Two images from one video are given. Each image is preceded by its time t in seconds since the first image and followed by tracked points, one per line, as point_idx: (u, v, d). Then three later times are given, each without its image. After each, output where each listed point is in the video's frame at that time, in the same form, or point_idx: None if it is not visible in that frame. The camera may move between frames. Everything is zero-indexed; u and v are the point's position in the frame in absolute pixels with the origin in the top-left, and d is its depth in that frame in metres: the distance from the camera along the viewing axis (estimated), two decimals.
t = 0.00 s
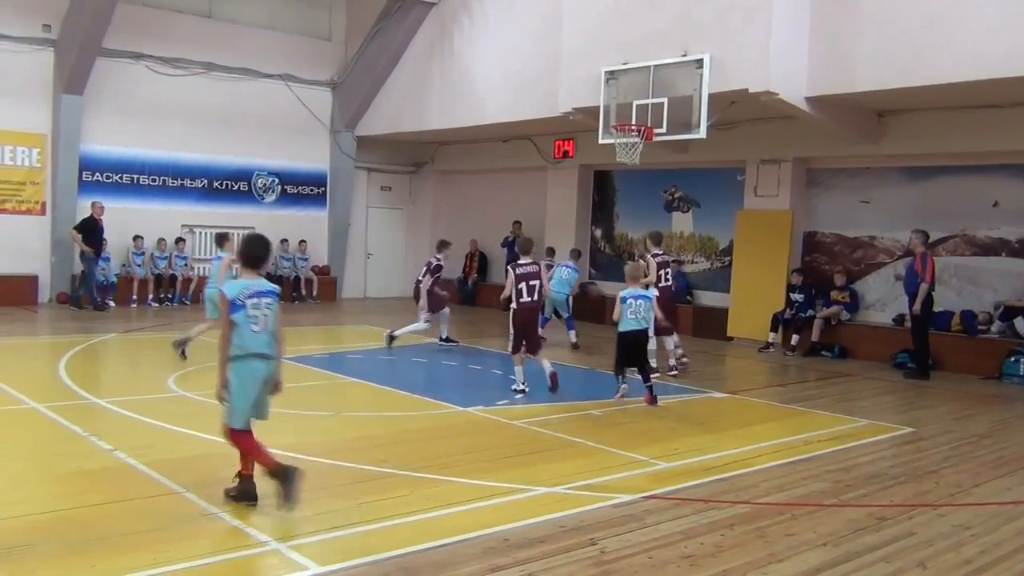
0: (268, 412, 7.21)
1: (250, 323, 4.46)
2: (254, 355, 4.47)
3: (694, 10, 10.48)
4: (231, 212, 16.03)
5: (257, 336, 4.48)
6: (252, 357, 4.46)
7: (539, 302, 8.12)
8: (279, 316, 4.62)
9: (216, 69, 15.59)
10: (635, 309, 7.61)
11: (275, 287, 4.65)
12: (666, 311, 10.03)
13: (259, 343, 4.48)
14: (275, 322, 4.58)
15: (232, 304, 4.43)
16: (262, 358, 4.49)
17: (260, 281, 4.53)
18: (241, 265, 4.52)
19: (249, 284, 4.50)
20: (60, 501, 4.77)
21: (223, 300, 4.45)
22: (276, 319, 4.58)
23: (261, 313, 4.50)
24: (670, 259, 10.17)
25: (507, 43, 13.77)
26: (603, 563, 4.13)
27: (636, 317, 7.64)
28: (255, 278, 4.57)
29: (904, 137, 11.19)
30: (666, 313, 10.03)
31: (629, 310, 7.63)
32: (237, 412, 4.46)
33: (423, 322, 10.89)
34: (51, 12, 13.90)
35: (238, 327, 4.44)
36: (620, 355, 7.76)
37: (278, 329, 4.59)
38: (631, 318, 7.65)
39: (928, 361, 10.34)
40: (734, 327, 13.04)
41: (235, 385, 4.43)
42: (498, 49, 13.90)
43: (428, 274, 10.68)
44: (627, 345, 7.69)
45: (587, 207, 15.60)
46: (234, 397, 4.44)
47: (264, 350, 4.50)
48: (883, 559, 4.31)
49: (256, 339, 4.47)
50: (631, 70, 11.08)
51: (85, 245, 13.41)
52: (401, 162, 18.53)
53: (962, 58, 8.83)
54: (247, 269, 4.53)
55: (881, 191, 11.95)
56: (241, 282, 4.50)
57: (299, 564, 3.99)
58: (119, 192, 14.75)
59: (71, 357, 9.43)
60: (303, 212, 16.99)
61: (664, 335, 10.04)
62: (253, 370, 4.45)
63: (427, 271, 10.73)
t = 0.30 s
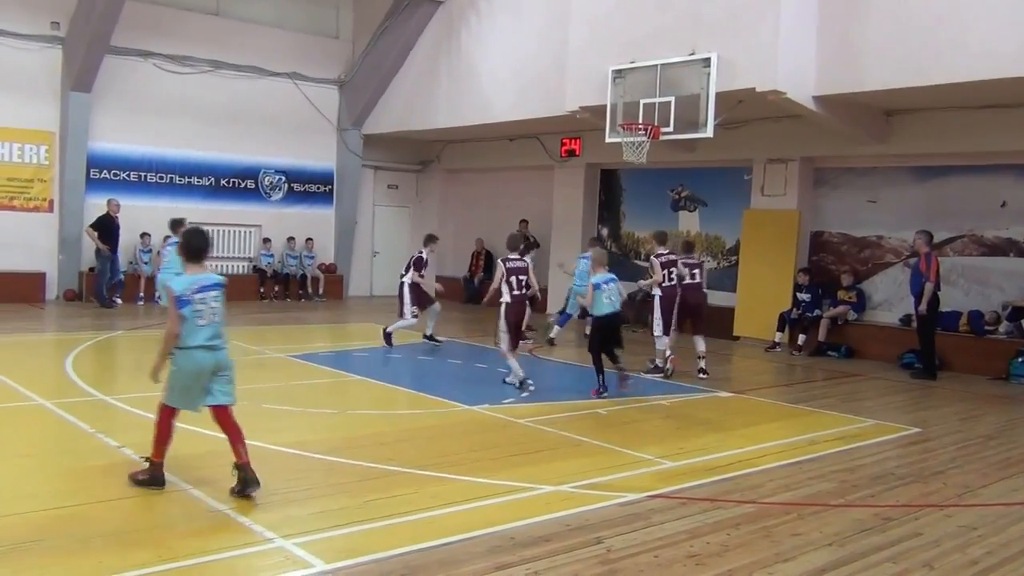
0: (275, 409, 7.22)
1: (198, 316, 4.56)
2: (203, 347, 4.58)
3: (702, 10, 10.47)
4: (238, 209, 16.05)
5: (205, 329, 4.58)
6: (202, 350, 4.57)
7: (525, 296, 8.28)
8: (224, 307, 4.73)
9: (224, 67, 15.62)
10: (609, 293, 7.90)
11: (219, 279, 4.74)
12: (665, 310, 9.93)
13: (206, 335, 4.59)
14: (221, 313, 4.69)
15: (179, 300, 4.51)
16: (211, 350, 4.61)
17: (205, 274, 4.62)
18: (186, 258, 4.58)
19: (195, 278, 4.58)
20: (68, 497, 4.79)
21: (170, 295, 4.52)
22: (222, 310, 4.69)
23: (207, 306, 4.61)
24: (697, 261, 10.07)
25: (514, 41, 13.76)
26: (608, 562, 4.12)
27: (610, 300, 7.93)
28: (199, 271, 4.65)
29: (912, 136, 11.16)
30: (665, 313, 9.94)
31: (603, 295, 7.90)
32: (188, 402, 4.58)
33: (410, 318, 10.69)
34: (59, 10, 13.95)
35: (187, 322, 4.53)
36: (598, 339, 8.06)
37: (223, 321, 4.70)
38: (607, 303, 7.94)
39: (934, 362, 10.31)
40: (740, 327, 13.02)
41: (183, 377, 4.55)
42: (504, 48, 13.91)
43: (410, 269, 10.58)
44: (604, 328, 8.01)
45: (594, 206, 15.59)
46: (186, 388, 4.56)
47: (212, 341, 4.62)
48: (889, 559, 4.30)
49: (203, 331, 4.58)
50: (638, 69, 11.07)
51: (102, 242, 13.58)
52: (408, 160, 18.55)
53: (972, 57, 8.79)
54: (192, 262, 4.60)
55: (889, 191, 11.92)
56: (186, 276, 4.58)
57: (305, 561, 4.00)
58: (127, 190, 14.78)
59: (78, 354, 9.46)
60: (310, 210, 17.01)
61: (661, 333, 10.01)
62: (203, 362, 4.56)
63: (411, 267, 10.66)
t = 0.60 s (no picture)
0: (279, 406, 7.24)
1: (147, 299, 4.77)
2: (150, 330, 4.77)
3: (708, 7, 10.44)
4: (243, 206, 16.08)
5: (153, 313, 4.78)
6: (148, 332, 4.77)
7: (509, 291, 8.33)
8: (179, 294, 4.93)
9: (229, 64, 15.63)
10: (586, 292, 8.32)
11: (177, 267, 4.95)
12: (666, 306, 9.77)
13: (154, 319, 4.79)
14: (173, 299, 4.89)
15: (129, 282, 4.75)
16: (159, 332, 4.80)
17: (159, 261, 4.85)
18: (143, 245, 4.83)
19: (148, 263, 4.81)
20: (73, 494, 4.81)
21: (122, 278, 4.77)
22: (173, 296, 4.88)
23: (158, 290, 4.81)
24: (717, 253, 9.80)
25: (519, 38, 13.75)
26: (613, 559, 4.12)
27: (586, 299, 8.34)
28: (156, 257, 4.88)
29: (919, 134, 11.12)
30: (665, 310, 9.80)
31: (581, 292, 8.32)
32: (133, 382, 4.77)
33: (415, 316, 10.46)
34: (65, 8, 13.97)
35: (135, 304, 4.76)
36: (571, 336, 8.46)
37: (175, 306, 4.90)
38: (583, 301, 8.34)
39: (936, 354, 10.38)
40: (746, 325, 13.00)
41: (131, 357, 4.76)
42: (509, 45, 13.90)
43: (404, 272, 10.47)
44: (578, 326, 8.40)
45: (599, 204, 15.57)
46: (132, 368, 4.76)
47: (161, 325, 4.81)
48: (894, 558, 4.29)
49: (151, 314, 4.78)
50: (643, 67, 11.06)
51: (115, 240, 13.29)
52: (412, 157, 18.56)
53: (979, 55, 8.76)
54: (148, 249, 4.84)
55: (895, 188, 11.89)
56: (140, 261, 4.82)
57: (309, 558, 4.00)
58: (133, 187, 14.81)
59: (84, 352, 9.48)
60: (315, 207, 17.03)
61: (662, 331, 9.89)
62: (149, 344, 4.75)
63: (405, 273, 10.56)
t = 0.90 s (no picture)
0: (281, 404, 7.24)
1: (109, 301, 4.95)
2: (110, 330, 4.96)
3: (711, 3, 10.42)
4: (245, 204, 16.08)
5: (114, 314, 4.96)
6: (107, 331, 4.95)
7: (490, 284, 8.34)
8: (141, 297, 5.10)
9: (231, 62, 15.64)
10: (564, 283, 8.39)
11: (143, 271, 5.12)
12: (667, 302, 9.91)
13: (115, 320, 4.97)
14: (135, 301, 5.06)
15: (93, 283, 4.92)
16: (117, 333, 4.98)
17: (125, 264, 5.03)
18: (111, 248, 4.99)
19: (113, 265, 4.99)
20: (75, 491, 4.81)
21: (86, 279, 4.94)
22: (135, 299, 5.06)
23: (120, 293, 4.98)
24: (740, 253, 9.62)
25: (521, 35, 13.73)
26: (615, 556, 4.13)
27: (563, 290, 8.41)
28: (122, 260, 5.06)
29: (922, 129, 11.10)
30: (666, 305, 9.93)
31: (558, 283, 8.38)
32: (87, 379, 4.95)
33: (408, 306, 10.55)
34: (66, 6, 13.96)
35: (97, 305, 4.94)
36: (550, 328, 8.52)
37: (136, 309, 5.07)
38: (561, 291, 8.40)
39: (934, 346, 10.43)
40: (748, 322, 13.00)
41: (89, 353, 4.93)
42: (511, 42, 13.88)
43: (400, 256, 10.37)
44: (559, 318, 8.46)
45: (601, 200, 15.56)
46: (87, 366, 4.94)
47: (120, 326, 4.99)
48: (896, 554, 4.29)
49: (112, 315, 4.96)
50: (645, 63, 11.05)
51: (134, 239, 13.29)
52: (414, 155, 18.56)
53: (983, 51, 8.73)
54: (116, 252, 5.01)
55: (897, 185, 11.87)
56: (106, 262, 4.99)
57: (312, 555, 4.00)
58: (135, 185, 14.82)
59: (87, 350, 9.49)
60: (317, 204, 17.03)
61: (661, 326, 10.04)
62: (106, 344, 4.94)
63: (399, 253, 10.44)
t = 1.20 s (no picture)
0: (282, 402, 7.25)
1: (89, 291, 5.13)
2: (91, 319, 5.16)
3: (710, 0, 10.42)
4: (245, 204, 16.09)
5: (94, 303, 5.15)
6: (88, 320, 5.15)
7: (484, 281, 8.32)
8: (117, 287, 5.31)
9: (231, 61, 15.64)
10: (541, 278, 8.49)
11: (118, 262, 5.32)
12: (664, 298, 9.93)
13: (94, 309, 5.17)
14: (113, 291, 5.27)
15: (73, 274, 5.08)
16: (98, 322, 5.18)
17: (102, 255, 5.22)
18: (87, 239, 5.18)
19: (91, 257, 5.17)
20: (77, 490, 4.82)
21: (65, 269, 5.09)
22: (113, 289, 5.26)
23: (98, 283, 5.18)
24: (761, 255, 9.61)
25: (521, 33, 13.74)
26: (616, 553, 4.13)
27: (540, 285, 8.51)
28: (97, 251, 5.25)
29: (922, 126, 11.09)
30: (664, 301, 9.95)
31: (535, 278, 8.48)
32: (70, 367, 5.14)
33: (405, 303, 10.55)
34: (67, 6, 13.96)
35: (76, 294, 5.11)
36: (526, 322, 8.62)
37: (113, 298, 5.28)
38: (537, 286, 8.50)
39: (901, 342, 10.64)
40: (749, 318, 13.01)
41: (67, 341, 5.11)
42: (512, 40, 13.88)
43: (401, 251, 10.33)
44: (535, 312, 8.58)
45: (601, 198, 15.56)
46: (69, 354, 5.13)
47: (99, 315, 5.20)
48: (897, 550, 4.30)
49: (91, 305, 5.15)
50: (645, 61, 11.05)
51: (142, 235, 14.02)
52: (415, 153, 18.57)
53: (983, 48, 8.72)
54: (92, 243, 5.20)
55: (898, 181, 11.86)
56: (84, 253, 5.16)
57: (314, 553, 4.01)
58: (135, 184, 14.83)
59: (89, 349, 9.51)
60: (318, 203, 17.04)
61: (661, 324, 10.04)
62: (89, 332, 5.14)
63: (397, 247, 10.39)
